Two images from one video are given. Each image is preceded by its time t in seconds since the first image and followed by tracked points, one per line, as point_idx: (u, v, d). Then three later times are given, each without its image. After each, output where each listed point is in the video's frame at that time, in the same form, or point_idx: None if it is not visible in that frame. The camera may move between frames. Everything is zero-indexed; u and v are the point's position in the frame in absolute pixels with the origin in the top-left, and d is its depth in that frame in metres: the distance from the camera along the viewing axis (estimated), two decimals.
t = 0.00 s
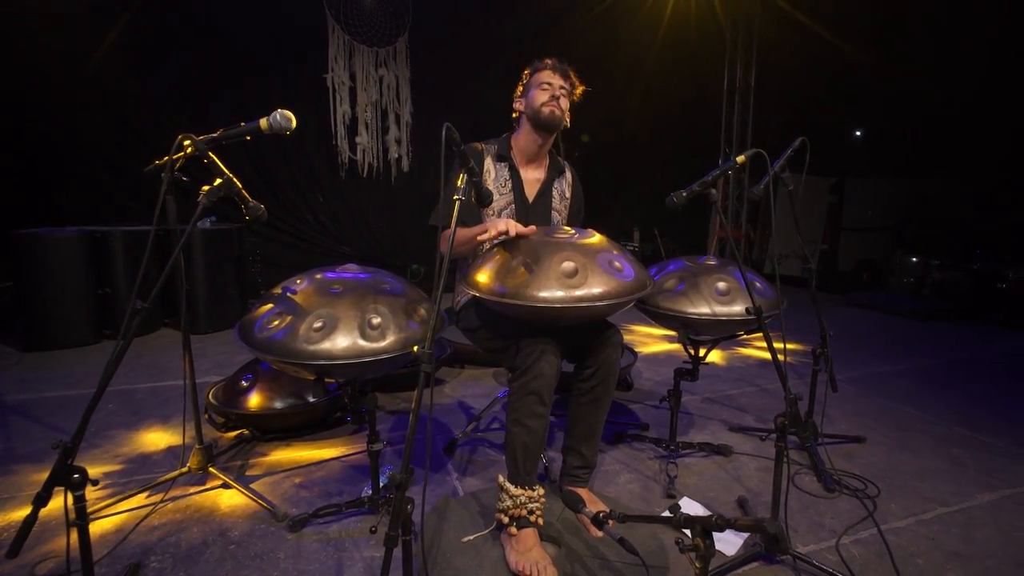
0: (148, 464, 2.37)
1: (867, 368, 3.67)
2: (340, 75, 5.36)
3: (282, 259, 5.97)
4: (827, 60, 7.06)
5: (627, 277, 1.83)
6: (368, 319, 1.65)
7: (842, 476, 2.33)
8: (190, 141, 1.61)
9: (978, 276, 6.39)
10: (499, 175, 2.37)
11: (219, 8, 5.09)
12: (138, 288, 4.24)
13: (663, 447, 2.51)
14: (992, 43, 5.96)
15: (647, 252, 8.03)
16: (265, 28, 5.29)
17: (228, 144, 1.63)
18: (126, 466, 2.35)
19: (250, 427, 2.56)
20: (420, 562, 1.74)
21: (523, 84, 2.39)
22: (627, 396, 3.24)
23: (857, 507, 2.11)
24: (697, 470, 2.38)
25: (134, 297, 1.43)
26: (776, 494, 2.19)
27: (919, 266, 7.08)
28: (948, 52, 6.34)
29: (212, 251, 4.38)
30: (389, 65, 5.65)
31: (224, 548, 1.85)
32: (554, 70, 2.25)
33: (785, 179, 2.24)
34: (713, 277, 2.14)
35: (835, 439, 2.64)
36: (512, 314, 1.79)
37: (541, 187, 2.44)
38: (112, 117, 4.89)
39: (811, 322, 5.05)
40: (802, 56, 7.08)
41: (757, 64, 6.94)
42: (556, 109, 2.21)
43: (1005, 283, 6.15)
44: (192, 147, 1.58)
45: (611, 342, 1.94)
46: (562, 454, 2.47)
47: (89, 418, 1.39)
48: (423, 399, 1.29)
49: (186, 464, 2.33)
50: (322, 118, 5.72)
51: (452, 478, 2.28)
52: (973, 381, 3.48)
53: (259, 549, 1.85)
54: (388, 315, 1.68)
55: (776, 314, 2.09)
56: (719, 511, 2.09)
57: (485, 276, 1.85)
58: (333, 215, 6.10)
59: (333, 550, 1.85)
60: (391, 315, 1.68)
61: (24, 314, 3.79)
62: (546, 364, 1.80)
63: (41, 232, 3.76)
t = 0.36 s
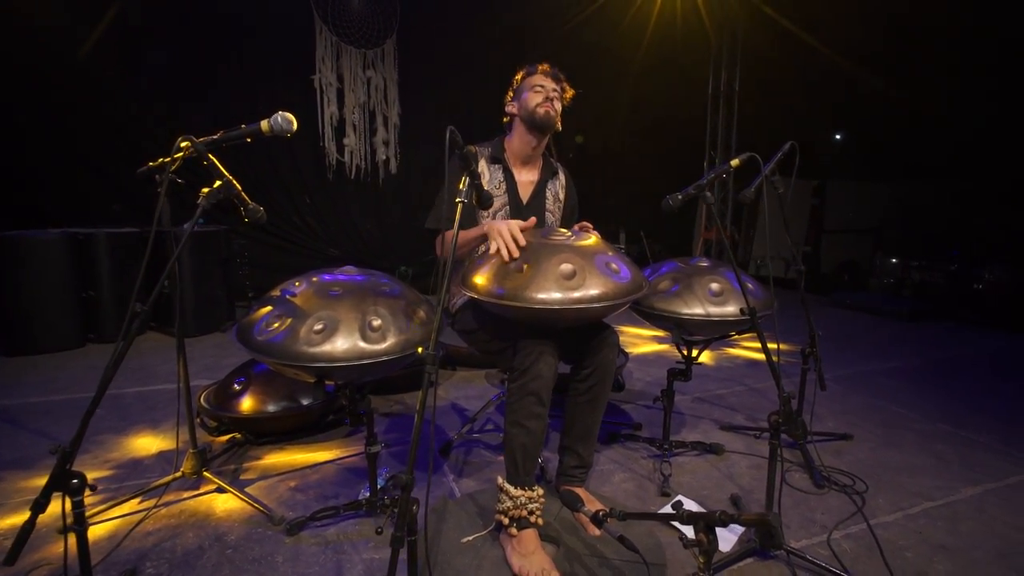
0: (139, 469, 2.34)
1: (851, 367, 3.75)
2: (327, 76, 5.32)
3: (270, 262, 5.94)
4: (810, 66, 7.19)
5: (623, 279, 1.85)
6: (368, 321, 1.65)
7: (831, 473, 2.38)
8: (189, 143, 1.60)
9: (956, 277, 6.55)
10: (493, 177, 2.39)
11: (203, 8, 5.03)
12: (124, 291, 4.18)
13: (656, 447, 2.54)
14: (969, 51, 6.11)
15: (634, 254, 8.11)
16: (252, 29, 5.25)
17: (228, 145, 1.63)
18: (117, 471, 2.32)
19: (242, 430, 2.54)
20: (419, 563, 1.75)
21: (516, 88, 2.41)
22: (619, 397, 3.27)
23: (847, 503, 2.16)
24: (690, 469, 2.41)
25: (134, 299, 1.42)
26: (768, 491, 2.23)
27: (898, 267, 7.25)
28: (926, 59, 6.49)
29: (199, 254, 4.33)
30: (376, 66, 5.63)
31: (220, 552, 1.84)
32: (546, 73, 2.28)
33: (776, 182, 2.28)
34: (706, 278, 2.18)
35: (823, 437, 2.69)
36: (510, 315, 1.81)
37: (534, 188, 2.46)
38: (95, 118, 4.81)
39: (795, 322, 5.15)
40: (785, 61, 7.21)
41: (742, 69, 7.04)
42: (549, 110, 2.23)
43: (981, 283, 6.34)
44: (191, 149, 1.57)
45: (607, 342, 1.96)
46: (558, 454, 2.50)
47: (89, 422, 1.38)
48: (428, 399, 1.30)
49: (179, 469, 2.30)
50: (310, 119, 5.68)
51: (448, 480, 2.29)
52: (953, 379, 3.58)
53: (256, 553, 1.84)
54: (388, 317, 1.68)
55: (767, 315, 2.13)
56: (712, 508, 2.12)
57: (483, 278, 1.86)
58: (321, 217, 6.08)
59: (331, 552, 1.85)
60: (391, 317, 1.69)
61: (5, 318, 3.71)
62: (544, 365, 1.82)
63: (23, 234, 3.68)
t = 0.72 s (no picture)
0: (125, 477, 2.30)
1: (830, 366, 3.85)
2: (309, 78, 5.29)
3: (252, 266, 5.88)
4: (785, 72, 7.37)
5: (614, 282, 1.89)
6: (365, 325, 1.66)
7: (813, 470, 2.44)
8: (184, 147, 1.59)
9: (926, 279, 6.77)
10: (484, 181, 2.40)
11: (181, 8, 4.95)
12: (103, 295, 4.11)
13: (645, 446, 2.59)
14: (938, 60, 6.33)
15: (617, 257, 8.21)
16: (232, 30, 5.18)
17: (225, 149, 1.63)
18: (102, 479, 2.29)
19: (230, 436, 2.52)
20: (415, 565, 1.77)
21: (503, 92, 2.42)
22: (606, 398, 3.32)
23: (829, 498, 2.22)
24: (678, 468, 2.46)
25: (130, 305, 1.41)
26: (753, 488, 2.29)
27: (872, 269, 7.47)
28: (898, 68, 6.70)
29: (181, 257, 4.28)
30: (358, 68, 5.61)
31: (213, 559, 1.83)
32: (531, 78, 2.28)
33: (761, 187, 2.33)
34: (695, 281, 2.23)
35: (805, 434, 2.76)
36: (505, 318, 1.83)
37: (523, 192, 2.49)
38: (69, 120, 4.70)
39: (775, 322, 5.28)
40: (762, 68, 7.37)
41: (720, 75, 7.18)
42: (534, 118, 2.24)
43: (950, 284, 6.58)
44: (189, 153, 1.56)
45: (598, 344, 1.99)
46: (551, 455, 2.54)
47: (84, 428, 1.36)
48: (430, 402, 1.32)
49: (168, 476, 2.27)
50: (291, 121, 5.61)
51: (440, 482, 2.30)
52: (925, 376, 3.71)
53: (250, 558, 1.84)
54: (385, 320, 1.69)
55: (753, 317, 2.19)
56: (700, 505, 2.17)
57: (477, 281, 1.88)
58: (304, 220, 6.04)
59: (327, 557, 1.85)
60: (387, 321, 1.70)
61: None
62: (539, 367, 1.84)
63: None
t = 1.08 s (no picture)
0: (112, 482, 2.27)
1: (807, 361, 3.97)
2: (288, 77, 5.25)
3: (231, 267, 5.79)
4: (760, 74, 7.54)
5: (606, 281, 1.93)
6: (363, 325, 1.67)
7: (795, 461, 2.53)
8: (181, 147, 1.59)
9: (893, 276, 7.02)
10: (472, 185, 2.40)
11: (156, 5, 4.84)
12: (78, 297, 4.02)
13: (633, 441, 2.65)
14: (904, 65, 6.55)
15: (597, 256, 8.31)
16: (210, 28, 5.09)
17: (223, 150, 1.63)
18: (87, 484, 2.25)
19: (219, 438, 2.50)
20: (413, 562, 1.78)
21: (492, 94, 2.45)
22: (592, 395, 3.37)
23: (811, 488, 2.31)
24: (666, 462, 2.53)
25: (128, 306, 1.40)
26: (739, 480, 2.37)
27: (843, 267, 7.69)
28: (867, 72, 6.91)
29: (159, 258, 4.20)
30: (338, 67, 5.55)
31: (208, 561, 1.82)
32: (523, 81, 2.32)
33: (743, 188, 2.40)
34: (682, 279, 2.29)
35: (785, 428, 2.85)
36: (499, 318, 1.86)
37: (513, 193, 2.53)
38: (40, 119, 4.56)
39: (753, 319, 5.41)
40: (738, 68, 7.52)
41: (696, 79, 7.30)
42: (527, 119, 2.28)
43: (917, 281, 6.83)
44: (186, 155, 1.56)
45: (591, 341, 2.03)
46: (543, 451, 2.58)
47: (82, 431, 1.35)
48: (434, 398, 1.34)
49: (157, 480, 2.25)
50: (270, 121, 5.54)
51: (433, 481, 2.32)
52: (896, 370, 3.86)
53: (246, 560, 1.83)
54: (382, 320, 1.71)
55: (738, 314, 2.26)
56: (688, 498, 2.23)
57: (470, 281, 1.90)
58: (283, 220, 5.98)
59: (323, 556, 1.85)
60: (384, 321, 1.71)
61: None
62: (534, 365, 1.87)
63: None
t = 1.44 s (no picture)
0: (101, 488, 2.25)
1: (786, 360, 4.09)
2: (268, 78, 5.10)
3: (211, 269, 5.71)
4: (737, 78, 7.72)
5: (598, 281, 1.98)
6: (362, 327, 1.70)
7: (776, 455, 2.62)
8: (180, 151, 1.60)
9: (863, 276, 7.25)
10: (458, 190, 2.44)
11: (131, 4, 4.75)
12: (54, 301, 3.93)
13: (621, 439, 2.71)
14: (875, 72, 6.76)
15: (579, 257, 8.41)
16: (188, 28, 5.01)
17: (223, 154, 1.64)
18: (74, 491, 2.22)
19: (209, 442, 2.49)
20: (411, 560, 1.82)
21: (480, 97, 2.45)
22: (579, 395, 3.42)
23: (793, 480, 2.39)
24: (653, 458, 2.60)
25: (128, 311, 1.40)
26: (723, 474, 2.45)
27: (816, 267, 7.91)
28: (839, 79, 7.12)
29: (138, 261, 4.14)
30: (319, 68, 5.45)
31: (205, 565, 1.82)
32: (513, 87, 2.33)
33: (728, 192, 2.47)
34: (669, 280, 2.36)
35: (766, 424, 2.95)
36: (492, 319, 1.89)
37: (500, 197, 2.58)
38: (11, 119, 4.45)
39: (733, 318, 5.54)
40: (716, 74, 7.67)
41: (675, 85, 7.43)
42: (514, 131, 2.32)
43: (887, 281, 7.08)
44: (187, 157, 1.58)
45: (583, 341, 2.07)
46: (534, 450, 2.63)
47: (84, 436, 1.34)
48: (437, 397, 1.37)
49: (149, 485, 2.23)
50: (250, 122, 5.46)
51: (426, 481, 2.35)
52: (870, 367, 4.00)
53: (243, 563, 1.83)
54: (381, 321, 1.74)
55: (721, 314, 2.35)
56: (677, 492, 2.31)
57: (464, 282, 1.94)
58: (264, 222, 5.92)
59: (321, 557, 1.86)
60: (383, 322, 1.74)
61: None
62: (528, 365, 1.91)
63: None
